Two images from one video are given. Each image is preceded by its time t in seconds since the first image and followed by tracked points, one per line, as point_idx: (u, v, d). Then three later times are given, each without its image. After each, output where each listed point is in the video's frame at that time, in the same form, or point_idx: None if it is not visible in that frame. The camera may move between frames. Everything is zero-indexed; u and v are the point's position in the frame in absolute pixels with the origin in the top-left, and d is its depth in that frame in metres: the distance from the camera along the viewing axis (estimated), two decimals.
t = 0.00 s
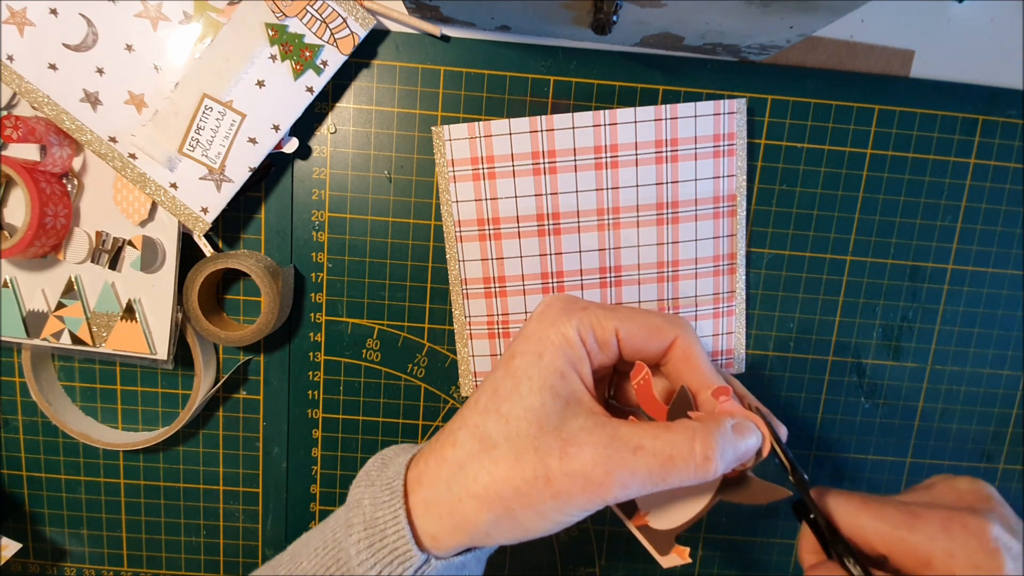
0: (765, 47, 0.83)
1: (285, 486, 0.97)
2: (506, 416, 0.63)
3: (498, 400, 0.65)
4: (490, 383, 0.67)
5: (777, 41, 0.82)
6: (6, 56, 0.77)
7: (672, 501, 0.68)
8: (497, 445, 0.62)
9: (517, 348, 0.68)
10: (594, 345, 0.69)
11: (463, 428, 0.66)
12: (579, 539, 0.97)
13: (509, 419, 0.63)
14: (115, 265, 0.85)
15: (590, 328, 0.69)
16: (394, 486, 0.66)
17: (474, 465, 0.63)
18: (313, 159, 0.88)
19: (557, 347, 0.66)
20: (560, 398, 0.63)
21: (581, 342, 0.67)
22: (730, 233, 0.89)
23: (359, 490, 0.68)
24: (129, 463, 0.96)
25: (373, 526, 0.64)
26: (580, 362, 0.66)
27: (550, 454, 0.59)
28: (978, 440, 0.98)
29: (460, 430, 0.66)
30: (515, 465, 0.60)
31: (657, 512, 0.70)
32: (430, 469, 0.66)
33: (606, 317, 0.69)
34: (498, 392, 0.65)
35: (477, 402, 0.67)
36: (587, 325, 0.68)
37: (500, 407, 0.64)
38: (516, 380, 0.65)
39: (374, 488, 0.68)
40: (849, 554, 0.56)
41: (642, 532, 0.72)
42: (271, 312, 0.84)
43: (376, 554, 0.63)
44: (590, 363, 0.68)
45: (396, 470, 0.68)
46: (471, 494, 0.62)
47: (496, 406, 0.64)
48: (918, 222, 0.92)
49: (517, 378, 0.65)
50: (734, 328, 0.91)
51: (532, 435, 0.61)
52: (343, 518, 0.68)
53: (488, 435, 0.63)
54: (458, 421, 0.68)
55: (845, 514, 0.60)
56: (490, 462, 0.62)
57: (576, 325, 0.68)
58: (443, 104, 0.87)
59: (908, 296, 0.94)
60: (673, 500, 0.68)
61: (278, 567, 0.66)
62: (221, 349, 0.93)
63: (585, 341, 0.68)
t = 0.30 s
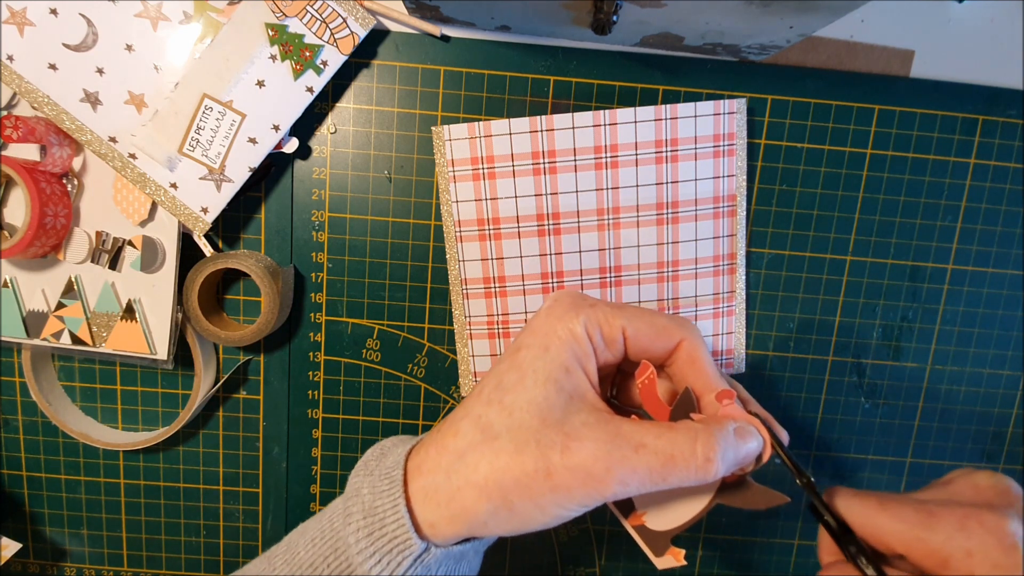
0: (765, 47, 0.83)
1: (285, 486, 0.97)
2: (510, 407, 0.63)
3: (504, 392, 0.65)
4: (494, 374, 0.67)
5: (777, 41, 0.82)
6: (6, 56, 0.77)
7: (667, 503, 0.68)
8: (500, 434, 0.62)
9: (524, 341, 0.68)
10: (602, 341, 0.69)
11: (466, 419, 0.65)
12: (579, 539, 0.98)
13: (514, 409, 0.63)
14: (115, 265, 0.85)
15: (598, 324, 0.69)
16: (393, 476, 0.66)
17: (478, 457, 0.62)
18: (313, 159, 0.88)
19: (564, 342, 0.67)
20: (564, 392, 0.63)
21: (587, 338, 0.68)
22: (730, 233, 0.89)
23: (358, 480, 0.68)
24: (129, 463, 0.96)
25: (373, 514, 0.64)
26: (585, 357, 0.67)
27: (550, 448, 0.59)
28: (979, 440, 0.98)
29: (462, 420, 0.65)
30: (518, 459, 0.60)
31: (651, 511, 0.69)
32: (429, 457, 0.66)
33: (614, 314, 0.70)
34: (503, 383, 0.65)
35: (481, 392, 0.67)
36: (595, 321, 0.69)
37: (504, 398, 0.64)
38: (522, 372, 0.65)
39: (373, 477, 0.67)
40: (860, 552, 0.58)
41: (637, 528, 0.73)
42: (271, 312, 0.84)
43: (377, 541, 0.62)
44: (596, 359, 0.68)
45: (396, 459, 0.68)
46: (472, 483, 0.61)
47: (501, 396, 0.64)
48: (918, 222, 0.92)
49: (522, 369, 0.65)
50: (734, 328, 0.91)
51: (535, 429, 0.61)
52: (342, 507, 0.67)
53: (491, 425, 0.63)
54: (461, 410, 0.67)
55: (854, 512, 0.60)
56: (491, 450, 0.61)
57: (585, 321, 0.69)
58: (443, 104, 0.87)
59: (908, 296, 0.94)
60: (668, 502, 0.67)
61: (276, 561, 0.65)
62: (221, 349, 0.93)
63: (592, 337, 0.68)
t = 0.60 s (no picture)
0: (765, 47, 0.83)
1: (285, 487, 0.97)
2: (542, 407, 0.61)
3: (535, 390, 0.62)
4: (525, 374, 0.64)
5: (777, 41, 0.82)
6: (6, 56, 0.77)
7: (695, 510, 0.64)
8: (531, 433, 0.59)
9: (559, 342, 0.66)
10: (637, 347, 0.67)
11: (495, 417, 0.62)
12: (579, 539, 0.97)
13: (546, 410, 0.60)
14: (115, 265, 0.85)
15: (635, 330, 0.67)
16: (420, 472, 0.60)
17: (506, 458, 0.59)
18: (313, 159, 0.88)
19: (597, 345, 0.65)
20: (598, 395, 0.62)
21: (624, 344, 0.66)
22: (730, 233, 0.89)
23: (382, 474, 0.62)
24: (129, 463, 0.96)
25: (400, 511, 0.58)
26: (619, 360, 0.65)
27: (580, 451, 0.58)
28: (979, 440, 0.98)
29: (492, 417, 0.62)
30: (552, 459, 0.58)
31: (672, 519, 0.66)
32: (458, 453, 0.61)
33: (651, 320, 0.68)
34: (535, 380, 0.63)
35: (513, 390, 0.63)
36: (631, 327, 0.67)
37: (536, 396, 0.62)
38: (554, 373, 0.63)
39: (399, 472, 0.61)
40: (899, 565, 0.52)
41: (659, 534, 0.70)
42: (271, 312, 0.84)
43: (402, 541, 0.57)
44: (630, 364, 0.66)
45: (423, 452, 0.62)
46: (505, 480, 0.58)
47: (534, 395, 0.62)
48: (918, 222, 0.92)
49: (555, 369, 0.63)
50: (734, 328, 0.91)
51: (567, 431, 0.59)
52: (365, 500, 0.62)
53: (522, 423, 0.60)
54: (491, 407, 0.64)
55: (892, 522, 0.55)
56: (523, 450, 0.59)
57: (622, 326, 0.67)
58: (443, 104, 0.87)
59: (908, 296, 0.94)
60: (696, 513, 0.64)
61: (293, 557, 0.60)
62: (221, 349, 0.93)
63: (628, 343, 0.66)
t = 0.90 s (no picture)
0: (765, 47, 0.83)
1: (285, 486, 0.97)
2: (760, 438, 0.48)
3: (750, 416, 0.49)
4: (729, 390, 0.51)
5: (777, 41, 0.81)
6: (6, 56, 0.77)
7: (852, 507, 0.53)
8: (751, 467, 0.47)
9: (765, 360, 0.52)
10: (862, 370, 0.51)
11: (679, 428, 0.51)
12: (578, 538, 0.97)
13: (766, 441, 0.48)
14: (115, 265, 0.85)
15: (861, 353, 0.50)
16: (611, 496, 0.48)
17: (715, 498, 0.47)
18: (313, 159, 0.88)
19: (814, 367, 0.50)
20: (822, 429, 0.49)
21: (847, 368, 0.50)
22: (730, 233, 0.89)
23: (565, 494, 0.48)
24: (128, 463, 0.96)
25: (595, 539, 0.46)
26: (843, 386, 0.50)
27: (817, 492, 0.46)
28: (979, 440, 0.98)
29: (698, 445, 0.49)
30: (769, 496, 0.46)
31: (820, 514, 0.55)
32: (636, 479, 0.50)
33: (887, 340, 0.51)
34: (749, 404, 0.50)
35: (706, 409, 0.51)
36: (860, 347, 0.50)
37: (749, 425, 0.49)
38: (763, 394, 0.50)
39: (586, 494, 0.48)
40: None
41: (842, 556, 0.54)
42: (271, 312, 0.84)
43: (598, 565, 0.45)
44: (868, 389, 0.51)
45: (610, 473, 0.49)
46: (722, 518, 0.46)
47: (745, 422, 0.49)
48: (918, 222, 0.92)
49: (757, 395, 0.50)
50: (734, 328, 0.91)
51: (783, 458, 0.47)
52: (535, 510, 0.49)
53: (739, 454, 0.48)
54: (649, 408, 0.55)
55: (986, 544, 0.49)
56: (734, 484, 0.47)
57: (847, 345, 0.50)
58: (443, 104, 0.87)
59: (908, 296, 0.94)
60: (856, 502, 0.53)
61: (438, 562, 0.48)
62: (221, 349, 0.93)
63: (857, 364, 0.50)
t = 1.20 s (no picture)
0: (765, 47, 0.83)
1: (285, 486, 0.97)
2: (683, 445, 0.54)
3: (672, 424, 0.55)
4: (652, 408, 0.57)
5: (777, 41, 0.81)
6: (6, 56, 0.77)
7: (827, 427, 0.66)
8: (682, 475, 0.53)
9: (678, 374, 0.58)
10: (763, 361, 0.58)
11: (619, 451, 0.57)
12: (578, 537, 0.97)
13: (688, 446, 0.54)
14: (115, 265, 0.85)
15: (757, 350, 0.58)
16: (571, 524, 0.54)
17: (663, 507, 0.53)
18: (313, 159, 0.88)
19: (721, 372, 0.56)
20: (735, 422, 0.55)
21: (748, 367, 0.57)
22: (730, 233, 0.89)
23: (529, 528, 0.54)
24: (128, 463, 0.96)
25: (557, 567, 0.51)
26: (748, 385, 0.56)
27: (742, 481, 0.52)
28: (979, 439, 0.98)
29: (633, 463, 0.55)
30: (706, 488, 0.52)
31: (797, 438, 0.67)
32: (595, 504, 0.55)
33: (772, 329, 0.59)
34: (667, 415, 0.56)
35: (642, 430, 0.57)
36: (755, 344, 0.58)
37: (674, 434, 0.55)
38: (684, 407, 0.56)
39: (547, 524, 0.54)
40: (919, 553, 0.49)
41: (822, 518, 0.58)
42: (270, 312, 0.84)
43: None
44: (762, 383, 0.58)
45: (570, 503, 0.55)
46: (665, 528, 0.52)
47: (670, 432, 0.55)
48: (918, 222, 0.92)
49: (673, 403, 0.56)
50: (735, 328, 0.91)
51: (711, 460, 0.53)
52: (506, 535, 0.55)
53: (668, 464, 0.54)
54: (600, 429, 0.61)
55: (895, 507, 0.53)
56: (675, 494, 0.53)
57: (740, 347, 0.57)
58: (443, 104, 0.87)
59: (908, 296, 0.94)
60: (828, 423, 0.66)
61: None
62: (221, 349, 0.93)
63: (755, 362, 0.57)
